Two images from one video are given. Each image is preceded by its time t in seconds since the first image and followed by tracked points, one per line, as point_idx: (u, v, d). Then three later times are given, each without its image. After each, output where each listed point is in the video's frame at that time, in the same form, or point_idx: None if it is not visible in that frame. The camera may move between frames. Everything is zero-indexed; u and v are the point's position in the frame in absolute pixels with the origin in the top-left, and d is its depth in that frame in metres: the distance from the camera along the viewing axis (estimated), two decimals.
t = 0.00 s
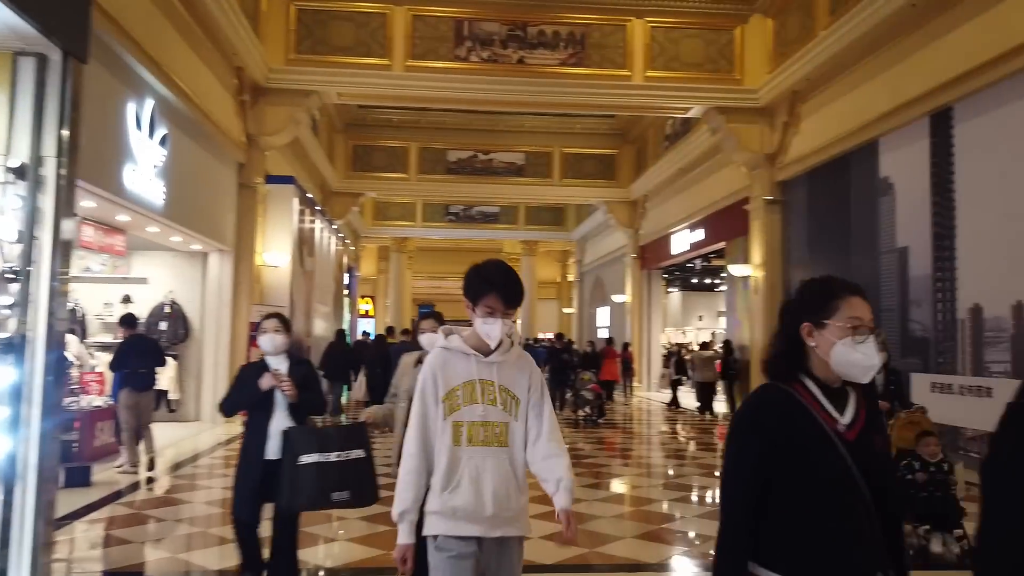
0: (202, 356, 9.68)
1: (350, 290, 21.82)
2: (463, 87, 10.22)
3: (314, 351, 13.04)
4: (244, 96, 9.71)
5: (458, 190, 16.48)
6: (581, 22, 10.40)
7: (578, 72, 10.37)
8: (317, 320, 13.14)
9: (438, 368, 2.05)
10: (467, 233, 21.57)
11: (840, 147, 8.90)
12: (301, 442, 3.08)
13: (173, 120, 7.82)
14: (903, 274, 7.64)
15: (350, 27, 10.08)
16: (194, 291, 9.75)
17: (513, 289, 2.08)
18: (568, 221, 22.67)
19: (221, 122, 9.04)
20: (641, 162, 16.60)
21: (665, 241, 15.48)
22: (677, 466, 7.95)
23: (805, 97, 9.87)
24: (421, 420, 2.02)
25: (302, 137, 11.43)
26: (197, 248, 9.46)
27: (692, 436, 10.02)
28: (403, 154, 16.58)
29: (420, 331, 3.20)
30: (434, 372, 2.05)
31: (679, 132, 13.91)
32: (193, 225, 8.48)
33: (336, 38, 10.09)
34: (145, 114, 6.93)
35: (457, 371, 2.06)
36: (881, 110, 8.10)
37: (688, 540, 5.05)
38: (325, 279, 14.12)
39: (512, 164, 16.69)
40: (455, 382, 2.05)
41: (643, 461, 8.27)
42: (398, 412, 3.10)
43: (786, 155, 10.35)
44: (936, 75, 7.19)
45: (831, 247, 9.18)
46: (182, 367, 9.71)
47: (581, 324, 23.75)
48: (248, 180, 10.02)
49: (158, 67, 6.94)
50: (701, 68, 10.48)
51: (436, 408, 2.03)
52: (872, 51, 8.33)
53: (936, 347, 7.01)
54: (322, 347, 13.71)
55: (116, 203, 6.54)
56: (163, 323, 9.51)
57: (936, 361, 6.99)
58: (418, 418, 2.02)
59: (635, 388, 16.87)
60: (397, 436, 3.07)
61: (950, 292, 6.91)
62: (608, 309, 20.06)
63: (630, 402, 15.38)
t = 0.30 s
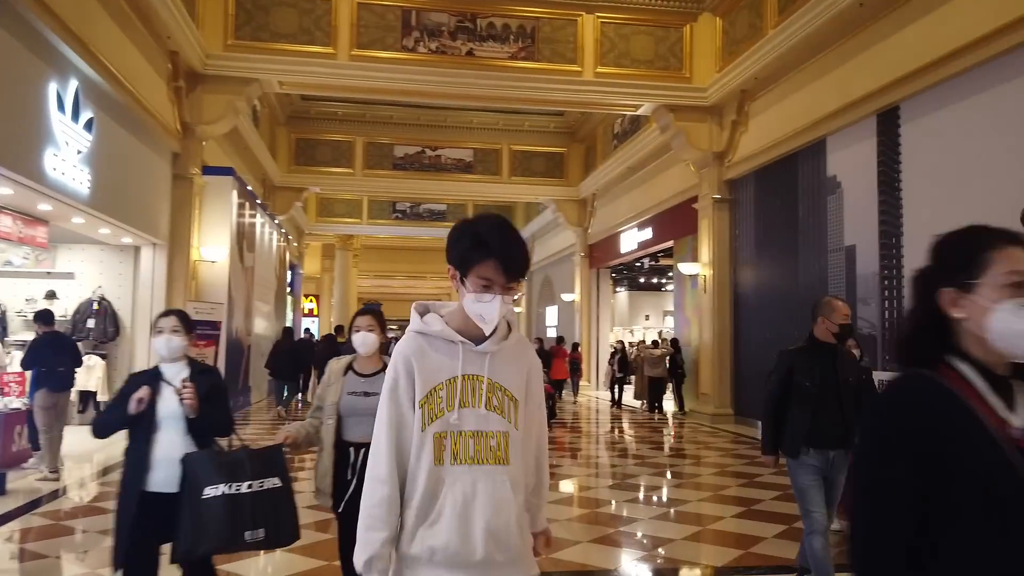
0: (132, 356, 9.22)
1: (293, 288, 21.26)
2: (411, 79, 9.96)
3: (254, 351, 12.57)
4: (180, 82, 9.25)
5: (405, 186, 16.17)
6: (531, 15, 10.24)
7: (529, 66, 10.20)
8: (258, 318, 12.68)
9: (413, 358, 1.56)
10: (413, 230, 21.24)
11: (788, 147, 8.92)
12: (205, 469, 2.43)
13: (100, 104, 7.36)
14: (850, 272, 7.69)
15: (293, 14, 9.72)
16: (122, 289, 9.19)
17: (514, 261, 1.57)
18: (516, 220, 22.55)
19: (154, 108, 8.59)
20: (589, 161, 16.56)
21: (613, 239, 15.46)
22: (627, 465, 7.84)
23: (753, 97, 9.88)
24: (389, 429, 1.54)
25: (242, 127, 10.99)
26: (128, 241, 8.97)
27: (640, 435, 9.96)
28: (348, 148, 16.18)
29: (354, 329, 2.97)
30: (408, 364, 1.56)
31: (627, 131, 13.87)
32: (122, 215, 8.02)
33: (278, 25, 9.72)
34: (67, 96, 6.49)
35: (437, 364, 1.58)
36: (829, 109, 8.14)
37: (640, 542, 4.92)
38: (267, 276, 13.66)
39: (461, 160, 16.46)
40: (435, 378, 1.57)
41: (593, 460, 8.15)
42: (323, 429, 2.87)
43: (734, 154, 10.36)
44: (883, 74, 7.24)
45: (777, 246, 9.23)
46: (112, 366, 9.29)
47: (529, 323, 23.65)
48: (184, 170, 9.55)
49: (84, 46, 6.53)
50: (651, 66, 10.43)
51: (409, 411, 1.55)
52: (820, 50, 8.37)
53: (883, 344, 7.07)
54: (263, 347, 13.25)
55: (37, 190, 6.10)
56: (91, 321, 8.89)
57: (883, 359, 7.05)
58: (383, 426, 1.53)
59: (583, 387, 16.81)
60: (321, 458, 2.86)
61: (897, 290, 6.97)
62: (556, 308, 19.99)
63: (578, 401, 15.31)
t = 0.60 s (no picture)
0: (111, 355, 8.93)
1: (278, 286, 20.93)
2: (397, 70, 9.72)
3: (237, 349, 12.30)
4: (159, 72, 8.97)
5: (392, 183, 15.93)
6: (521, 6, 10.03)
7: (518, 58, 9.98)
8: (241, 316, 12.41)
9: (507, 378, 1.03)
10: (400, 227, 20.98)
11: (784, 141, 8.74)
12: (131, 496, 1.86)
13: (74, 93, 7.09)
14: (848, 268, 7.54)
15: (276, 3, 9.46)
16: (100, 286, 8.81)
17: (669, 234, 1.09)
18: (504, 217, 22.34)
19: (131, 99, 8.32)
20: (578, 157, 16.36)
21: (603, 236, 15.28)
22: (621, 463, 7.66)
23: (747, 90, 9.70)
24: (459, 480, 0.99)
25: (223, 120, 10.71)
26: (105, 237, 8.69)
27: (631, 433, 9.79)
28: (334, 144, 15.89)
29: (314, 319, 2.55)
30: (499, 385, 1.02)
31: (618, 126, 13.68)
32: (98, 210, 7.75)
33: (261, 15, 9.46)
34: (38, 83, 6.22)
35: (530, 380, 1.05)
36: (826, 103, 7.96)
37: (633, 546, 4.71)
38: (250, 273, 13.38)
39: (449, 156, 16.23)
40: (529, 404, 1.04)
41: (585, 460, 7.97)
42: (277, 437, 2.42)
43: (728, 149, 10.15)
44: (882, 66, 7.08)
45: (771, 242, 9.07)
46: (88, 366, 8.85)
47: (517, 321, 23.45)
48: (163, 164, 9.26)
49: (55, 31, 6.26)
50: (642, 59, 10.24)
51: (489, 453, 1.01)
52: (816, 42, 8.20)
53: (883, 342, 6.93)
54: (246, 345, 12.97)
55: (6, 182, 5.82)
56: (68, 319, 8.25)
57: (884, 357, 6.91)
58: (451, 476, 0.99)
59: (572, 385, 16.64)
60: (274, 474, 2.40)
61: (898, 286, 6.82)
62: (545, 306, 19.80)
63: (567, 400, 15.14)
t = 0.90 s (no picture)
0: (93, 350, 8.67)
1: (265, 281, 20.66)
2: (388, 59, 9.48)
3: (223, 346, 12.06)
4: (142, 60, 8.68)
5: (382, 177, 15.68)
6: None
7: (511, 48, 9.78)
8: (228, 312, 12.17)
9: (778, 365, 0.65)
10: (390, 222, 20.73)
11: (782, 134, 8.58)
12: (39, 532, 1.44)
13: (52, 78, 6.83)
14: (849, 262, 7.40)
15: None
16: (80, 280, 8.62)
17: None
18: (495, 212, 22.12)
19: (114, 86, 8.06)
20: (570, 151, 16.16)
21: (595, 231, 15.09)
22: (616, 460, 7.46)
23: (745, 82, 9.50)
24: (706, 521, 0.60)
25: (209, 110, 10.44)
26: (85, 229, 8.42)
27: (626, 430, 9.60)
28: (322, 136, 15.59)
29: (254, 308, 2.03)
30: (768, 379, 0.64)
31: (612, 119, 13.47)
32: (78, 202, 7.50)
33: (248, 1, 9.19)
34: (13, 66, 5.97)
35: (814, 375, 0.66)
36: (826, 93, 7.80)
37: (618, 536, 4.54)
38: (237, 267, 13.12)
39: (439, 149, 16.01)
40: (817, 410, 0.65)
41: (577, 455, 7.79)
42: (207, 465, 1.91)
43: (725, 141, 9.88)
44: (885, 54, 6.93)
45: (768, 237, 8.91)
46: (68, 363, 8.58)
47: (508, 318, 23.23)
48: (146, 154, 8.99)
49: (31, 11, 6.00)
50: (637, 49, 10.05)
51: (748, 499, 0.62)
52: (817, 31, 8.02)
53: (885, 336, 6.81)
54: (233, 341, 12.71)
55: None
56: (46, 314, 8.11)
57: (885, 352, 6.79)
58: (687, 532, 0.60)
59: (563, 381, 16.48)
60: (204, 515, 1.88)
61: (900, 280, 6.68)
62: (536, 301, 19.61)
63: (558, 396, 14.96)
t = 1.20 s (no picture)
0: (54, 341, 8.34)
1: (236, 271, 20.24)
2: (363, 43, 9.20)
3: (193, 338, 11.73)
4: (105, 40, 8.32)
5: (356, 166, 15.40)
6: None
7: (490, 33, 9.55)
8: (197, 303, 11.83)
9: None
10: (364, 212, 20.40)
11: (764, 123, 8.50)
12: None
13: (6, 56, 6.47)
14: (832, 253, 7.32)
15: None
16: (40, 268, 8.32)
17: None
18: (471, 203, 21.87)
19: (74, 66, 7.71)
20: (548, 141, 15.97)
21: (573, 222, 14.94)
22: (595, 453, 7.32)
23: (726, 70, 9.38)
24: None
25: (176, 93, 10.08)
26: (45, 216, 8.07)
27: (604, 422, 9.50)
28: (295, 124, 15.24)
29: (141, 278, 1.55)
30: None
31: (590, 108, 13.30)
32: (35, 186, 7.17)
33: None
34: None
35: None
36: (810, 82, 7.70)
37: (598, 532, 4.40)
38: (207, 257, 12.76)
39: (414, 138, 15.73)
40: None
41: (557, 448, 7.64)
42: (85, 490, 1.50)
43: (706, 130, 9.77)
44: (871, 42, 6.83)
45: (749, 227, 8.80)
46: (27, 355, 8.31)
47: (483, 310, 23.02)
48: (109, 138, 8.62)
49: None
50: (618, 36, 9.88)
51: None
52: (800, 19, 7.91)
53: (869, 329, 6.74)
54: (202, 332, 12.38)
55: None
56: (4, 304, 8.02)
57: (869, 345, 6.73)
58: None
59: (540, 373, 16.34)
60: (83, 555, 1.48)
61: (885, 272, 6.62)
62: (512, 293, 19.44)
63: (534, 388, 14.83)
